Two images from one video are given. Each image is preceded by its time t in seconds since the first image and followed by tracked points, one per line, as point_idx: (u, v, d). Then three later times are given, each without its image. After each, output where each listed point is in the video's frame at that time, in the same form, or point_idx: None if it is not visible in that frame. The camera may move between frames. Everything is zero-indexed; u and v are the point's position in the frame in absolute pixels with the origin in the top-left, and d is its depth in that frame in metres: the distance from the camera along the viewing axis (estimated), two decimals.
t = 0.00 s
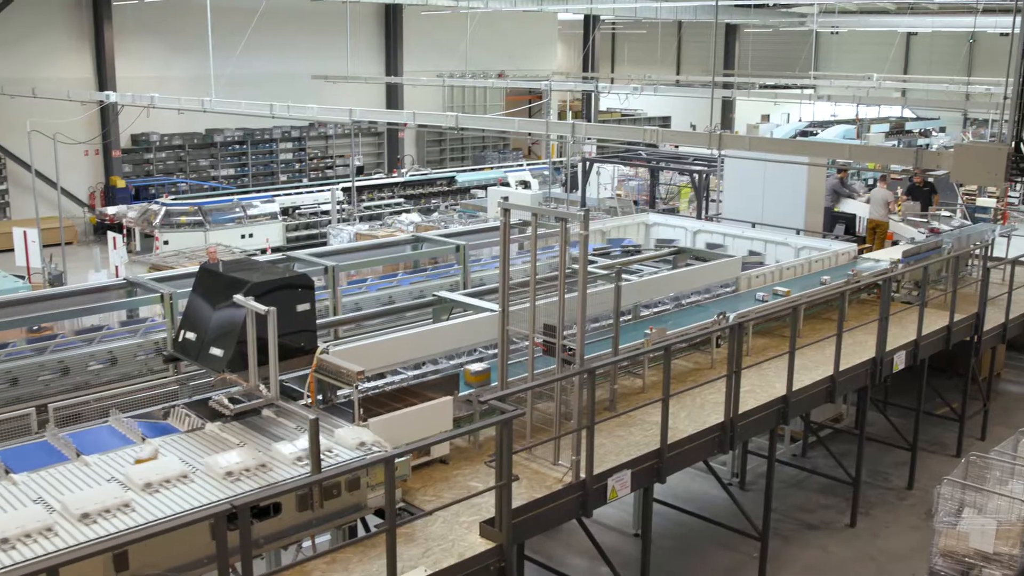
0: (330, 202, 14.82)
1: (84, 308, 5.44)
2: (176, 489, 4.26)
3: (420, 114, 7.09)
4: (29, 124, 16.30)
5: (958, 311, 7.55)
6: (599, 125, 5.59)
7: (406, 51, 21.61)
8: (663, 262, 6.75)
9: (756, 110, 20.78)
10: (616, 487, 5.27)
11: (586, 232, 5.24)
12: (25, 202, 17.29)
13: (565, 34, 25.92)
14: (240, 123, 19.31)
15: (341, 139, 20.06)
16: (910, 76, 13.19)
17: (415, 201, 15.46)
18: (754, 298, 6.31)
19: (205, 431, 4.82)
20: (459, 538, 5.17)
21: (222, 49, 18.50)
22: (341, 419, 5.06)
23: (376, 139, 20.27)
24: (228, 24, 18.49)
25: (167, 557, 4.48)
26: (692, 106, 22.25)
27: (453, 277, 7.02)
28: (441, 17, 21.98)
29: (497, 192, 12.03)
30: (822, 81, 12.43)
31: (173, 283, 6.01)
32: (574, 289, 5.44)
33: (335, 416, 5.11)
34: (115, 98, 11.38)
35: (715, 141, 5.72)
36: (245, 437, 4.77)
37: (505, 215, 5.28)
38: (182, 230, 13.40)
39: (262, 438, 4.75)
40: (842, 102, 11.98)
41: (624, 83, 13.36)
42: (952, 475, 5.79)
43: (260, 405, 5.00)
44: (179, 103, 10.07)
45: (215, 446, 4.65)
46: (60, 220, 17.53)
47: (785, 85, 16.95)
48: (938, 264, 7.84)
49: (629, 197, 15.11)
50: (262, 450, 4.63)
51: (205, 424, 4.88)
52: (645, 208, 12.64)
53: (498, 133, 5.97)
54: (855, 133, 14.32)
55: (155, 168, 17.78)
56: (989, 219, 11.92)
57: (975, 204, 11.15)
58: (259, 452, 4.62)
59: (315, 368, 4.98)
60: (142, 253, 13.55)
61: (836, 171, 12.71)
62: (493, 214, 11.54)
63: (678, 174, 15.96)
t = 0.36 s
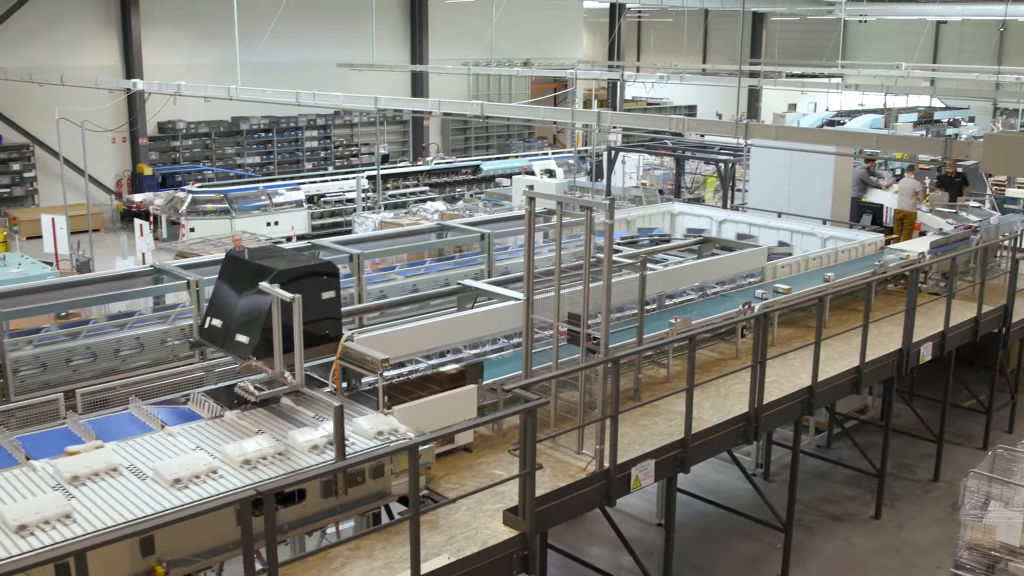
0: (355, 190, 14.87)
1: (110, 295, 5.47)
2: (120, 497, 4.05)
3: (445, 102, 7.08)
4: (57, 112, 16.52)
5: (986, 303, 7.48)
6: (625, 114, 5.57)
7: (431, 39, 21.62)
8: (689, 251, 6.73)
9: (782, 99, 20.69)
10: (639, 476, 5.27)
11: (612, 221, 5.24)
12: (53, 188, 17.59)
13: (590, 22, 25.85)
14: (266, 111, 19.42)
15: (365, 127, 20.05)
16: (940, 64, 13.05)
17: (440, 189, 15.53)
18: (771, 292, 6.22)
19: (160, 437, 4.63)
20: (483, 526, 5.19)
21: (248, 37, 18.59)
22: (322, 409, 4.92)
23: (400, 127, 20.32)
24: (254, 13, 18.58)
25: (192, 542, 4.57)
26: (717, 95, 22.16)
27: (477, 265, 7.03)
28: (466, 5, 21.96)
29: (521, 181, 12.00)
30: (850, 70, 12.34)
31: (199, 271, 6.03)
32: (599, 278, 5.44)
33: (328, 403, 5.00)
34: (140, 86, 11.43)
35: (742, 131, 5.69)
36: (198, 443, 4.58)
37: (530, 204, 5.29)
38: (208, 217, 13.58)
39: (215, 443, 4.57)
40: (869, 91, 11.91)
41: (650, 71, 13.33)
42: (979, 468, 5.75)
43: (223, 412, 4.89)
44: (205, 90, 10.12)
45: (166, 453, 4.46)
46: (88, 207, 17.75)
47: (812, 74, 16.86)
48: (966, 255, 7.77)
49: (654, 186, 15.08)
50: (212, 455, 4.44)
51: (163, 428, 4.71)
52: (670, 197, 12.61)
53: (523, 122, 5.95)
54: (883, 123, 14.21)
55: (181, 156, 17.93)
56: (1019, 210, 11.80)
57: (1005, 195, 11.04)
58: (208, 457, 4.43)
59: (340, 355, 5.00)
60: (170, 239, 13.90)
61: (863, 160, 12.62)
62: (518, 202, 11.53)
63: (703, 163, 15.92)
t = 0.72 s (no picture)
0: (382, 178, 14.89)
1: (139, 281, 5.51)
2: (58, 507, 3.90)
3: (472, 90, 7.06)
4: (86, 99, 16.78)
5: (1017, 296, 7.40)
6: (653, 103, 5.55)
7: (458, 28, 21.62)
8: (716, 242, 6.71)
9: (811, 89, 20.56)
10: (664, 466, 5.27)
11: (638, 211, 5.24)
12: (83, 176, 17.86)
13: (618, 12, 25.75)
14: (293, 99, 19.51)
15: (393, 116, 19.87)
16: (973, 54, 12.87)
17: (466, 177, 15.57)
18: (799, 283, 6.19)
19: (114, 441, 4.50)
20: (508, 515, 5.21)
21: (276, 25, 18.70)
22: (282, 414, 4.78)
23: (428, 116, 20.45)
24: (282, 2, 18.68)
25: (220, 528, 4.70)
26: (746, 84, 22.03)
27: (504, 255, 7.01)
28: None
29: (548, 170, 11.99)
30: (880, 59, 12.22)
31: (228, 258, 6.06)
32: (626, 267, 5.43)
33: (290, 408, 4.88)
34: (169, 74, 11.51)
35: (770, 120, 5.66)
36: (149, 448, 4.43)
37: (557, 192, 5.29)
38: (236, 205, 13.78)
39: (166, 449, 4.41)
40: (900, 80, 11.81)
41: (678, 60, 13.27)
42: (1008, 461, 5.70)
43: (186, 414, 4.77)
44: (233, 79, 10.15)
45: (114, 458, 4.31)
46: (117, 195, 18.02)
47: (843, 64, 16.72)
48: (997, 246, 7.69)
49: (682, 176, 15.05)
50: (161, 463, 4.28)
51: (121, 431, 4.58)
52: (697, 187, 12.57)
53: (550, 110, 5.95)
54: (913, 112, 14.07)
55: (209, 143, 18.05)
56: None
57: None
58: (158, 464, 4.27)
59: (366, 343, 5.01)
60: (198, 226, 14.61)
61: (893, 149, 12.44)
62: (546, 191, 11.48)
63: (731, 153, 15.84)
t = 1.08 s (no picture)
0: (410, 165, 15.02)
1: (170, 267, 5.55)
2: None
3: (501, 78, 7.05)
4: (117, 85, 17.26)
5: None
6: (683, 91, 5.53)
7: (487, 17, 21.68)
8: (745, 231, 6.70)
9: (842, 78, 20.44)
10: (692, 456, 5.27)
11: (668, 200, 5.23)
12: (113, 162, 18.42)
13: None
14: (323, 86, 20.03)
15: (422, 103, 20.28)
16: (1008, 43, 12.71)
17: (495, 165, 15.70)
18: (829, 273, 6.15)
19: (69, 445, 4.32)
20: (534, 502, 5.23)
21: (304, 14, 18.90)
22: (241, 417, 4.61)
23: (456, 103, 20.75)
24: None
25: (245, 512, 4.86)
26: (776, 72, 21.92)
27: (532, 243, 6.99)
28: None
29: (576, 157, 12.01)
30: (913, 48, 12.11)
31: (257, 244, 6.10)
32: (655, 256, 5.42)
33: (250, 411, 4.71)
34: (199, 62, 11.62)
35: (800, 110, 5.62)
36: (100, 453, 4.23)
37: (586, 181, 5.28)
38: (265, 191, 13.81)
39: (117, 453, 4.22)
40: (934, 69, 11.70)
41: (708, 49, 13.24)
42: None
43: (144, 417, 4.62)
44: (263, 66, 10.19)
45: (64, 464, 4.11)
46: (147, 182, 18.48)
47: (874, 53, 16.61)
48: None
49: (711, 165, 15.06)
50: (110, 470, 4.07)
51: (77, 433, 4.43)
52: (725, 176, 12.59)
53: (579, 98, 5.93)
54: (947, 102, 13.94)
55: (240, 131, 18.45)
56: None
57: None
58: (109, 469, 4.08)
59: (395, 330, 5.03)
60: (226, 213, 15.09)
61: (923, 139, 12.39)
62: (574, 179, 11.50)
63: (762, 142, 15.76)
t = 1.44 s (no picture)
0: (441, 152, 15.11)
1: (202, 252, 5.57)
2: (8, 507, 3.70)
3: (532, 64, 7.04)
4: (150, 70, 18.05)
5: None
6: (715, 77, 5.50)
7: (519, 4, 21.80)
8: (777, 219, 6.68)
9: (876, 65, 20.37)
10: (721, 445, 5.25)
11: (700, 187, 5.21)
12: (147, 147, 19.18)
13: None
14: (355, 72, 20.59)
15: (453, 90, 20.97)
16: None
17: (525, 152, 15.88)
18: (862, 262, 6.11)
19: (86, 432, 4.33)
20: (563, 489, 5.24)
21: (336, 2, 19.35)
22: (256, 406, 4.60)
23: (488, 90, 21.12)
24: None
25: (274, 495, 4.94)
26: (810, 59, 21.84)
27: (562, 229, 6.96)
28: None
29: (607, 144, 12.04)
30: (949, 35, 12.00)
31: (289, 229, 6.12)
32: (686, 244, 5.40)
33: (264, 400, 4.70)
34: (229, 48, 11.75)
35: (834, 97, 5.57)
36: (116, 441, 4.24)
37: (617, 167, 5.26)
38: (297, 176, 14.03)
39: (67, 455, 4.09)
40: (971, 56, 11.58)
41: (741, 35, 13.21)
42: None
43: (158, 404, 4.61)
44: (295, 52, 10.26)
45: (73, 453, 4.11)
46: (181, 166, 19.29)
47: (909, 40, 16.50)
48: None
49: (743, 152, 15.10)
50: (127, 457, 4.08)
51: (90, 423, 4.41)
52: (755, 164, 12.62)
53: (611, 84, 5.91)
54: (983, 89, 13.83)
55: (271, 116, 19.24)
56: None
57: None
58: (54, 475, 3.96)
59: (425, 316, 5.03)
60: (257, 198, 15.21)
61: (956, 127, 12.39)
62: (605, 166, 11.53)
63: (795, 129, 15.70)
